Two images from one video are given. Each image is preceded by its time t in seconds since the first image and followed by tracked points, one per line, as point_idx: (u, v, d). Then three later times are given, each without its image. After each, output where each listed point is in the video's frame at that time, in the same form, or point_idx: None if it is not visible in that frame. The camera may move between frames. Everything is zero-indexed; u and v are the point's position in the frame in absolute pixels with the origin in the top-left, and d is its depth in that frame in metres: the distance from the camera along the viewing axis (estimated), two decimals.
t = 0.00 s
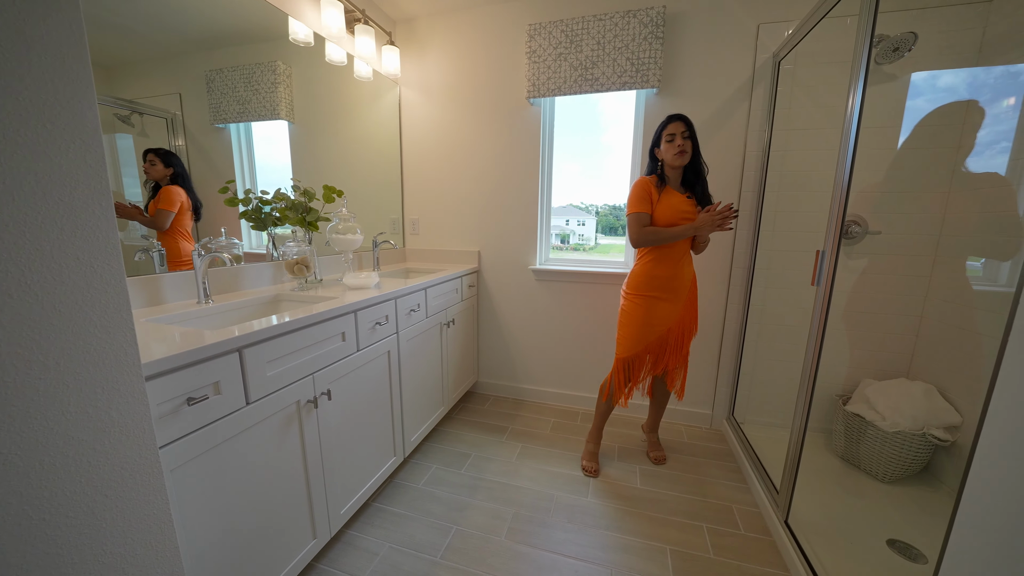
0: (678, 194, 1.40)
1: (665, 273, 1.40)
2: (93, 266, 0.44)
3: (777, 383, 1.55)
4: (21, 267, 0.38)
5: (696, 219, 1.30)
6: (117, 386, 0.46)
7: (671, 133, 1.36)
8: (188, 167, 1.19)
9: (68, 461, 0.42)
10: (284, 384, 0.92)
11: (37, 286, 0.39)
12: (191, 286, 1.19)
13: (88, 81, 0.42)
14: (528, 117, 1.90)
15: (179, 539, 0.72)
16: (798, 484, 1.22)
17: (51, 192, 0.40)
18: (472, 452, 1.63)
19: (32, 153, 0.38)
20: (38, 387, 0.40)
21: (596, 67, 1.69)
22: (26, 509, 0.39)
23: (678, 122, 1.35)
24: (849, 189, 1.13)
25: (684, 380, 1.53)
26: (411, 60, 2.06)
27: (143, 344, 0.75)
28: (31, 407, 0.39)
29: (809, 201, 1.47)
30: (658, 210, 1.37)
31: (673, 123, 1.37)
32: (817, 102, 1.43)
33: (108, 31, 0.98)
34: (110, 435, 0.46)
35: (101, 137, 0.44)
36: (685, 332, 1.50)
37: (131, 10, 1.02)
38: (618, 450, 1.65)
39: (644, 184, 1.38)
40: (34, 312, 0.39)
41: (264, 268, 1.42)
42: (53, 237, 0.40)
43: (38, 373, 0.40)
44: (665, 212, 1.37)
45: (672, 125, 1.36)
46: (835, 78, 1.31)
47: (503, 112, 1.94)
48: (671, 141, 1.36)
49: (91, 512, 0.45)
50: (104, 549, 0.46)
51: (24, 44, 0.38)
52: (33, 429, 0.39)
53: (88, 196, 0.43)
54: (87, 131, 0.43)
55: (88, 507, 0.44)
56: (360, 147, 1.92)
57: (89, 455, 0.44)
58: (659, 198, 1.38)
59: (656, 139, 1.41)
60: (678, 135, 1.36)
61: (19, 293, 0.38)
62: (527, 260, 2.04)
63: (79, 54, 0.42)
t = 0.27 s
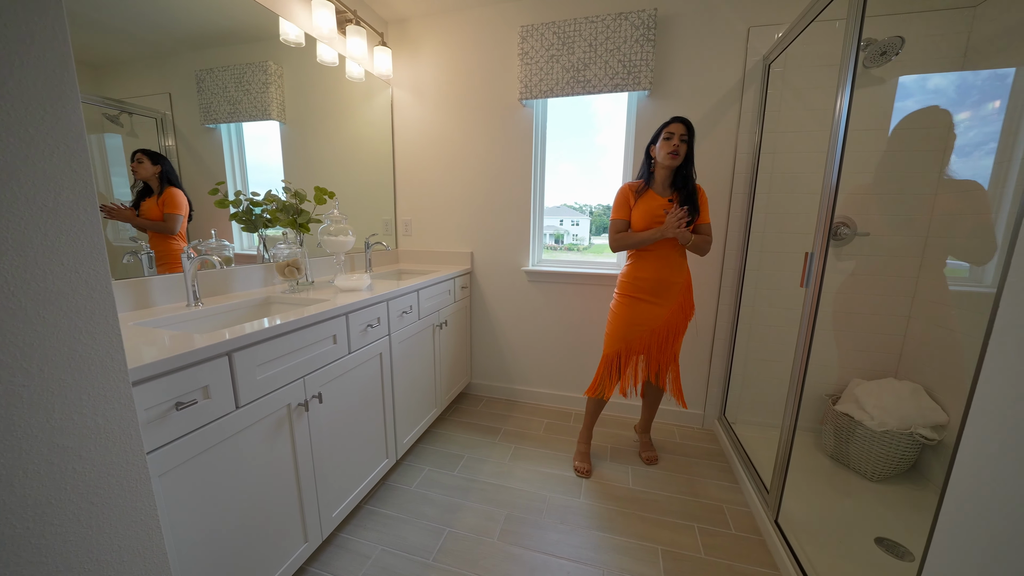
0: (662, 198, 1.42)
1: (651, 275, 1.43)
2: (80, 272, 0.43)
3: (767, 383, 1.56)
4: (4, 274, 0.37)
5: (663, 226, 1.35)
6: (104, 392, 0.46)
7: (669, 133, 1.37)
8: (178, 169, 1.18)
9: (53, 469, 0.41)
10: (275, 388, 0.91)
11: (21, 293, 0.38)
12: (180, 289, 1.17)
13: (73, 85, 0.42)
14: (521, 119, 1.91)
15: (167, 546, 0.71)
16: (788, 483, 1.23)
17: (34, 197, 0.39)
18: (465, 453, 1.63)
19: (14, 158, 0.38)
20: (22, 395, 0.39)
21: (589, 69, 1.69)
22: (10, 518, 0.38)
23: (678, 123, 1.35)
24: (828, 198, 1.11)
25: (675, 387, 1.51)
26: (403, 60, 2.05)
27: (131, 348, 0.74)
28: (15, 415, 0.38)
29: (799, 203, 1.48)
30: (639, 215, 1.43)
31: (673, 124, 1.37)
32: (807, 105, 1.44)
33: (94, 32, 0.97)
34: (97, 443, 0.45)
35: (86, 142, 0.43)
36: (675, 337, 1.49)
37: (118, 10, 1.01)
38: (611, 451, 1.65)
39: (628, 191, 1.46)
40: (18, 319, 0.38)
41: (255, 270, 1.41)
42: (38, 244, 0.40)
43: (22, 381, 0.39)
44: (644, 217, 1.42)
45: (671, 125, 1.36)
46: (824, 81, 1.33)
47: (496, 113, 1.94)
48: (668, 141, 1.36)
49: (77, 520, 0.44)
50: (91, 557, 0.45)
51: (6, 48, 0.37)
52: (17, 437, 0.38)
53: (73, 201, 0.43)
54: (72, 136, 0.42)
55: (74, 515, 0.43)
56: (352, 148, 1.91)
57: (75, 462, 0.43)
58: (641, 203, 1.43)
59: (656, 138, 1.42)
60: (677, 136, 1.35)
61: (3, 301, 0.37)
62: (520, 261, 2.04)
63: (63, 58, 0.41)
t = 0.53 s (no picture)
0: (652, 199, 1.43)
1: (642, 275, 1.44)
2: (65, 276, 0.42)
3: (760, 382, 1.57)
4: None
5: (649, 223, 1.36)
6: (90, 397, 0.45)
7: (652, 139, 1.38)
8: (170, 169, 1.17)
9: (37, 475, 0.41)
10: (267, 390, 0.90)
11: (5, 297, 0.38)
12: (171, 291, 1.16)
13: (56, 87, 0.41)
14: (515, 119, 1.91)
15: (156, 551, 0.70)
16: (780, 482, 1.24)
17: (17, 200, 0.39)
18: (460, 454, 1.63)
19: None
20: (6, 400, 0.38)
21: (582, 70, 1.70)
22: None
23: (659, 128, 1.37)
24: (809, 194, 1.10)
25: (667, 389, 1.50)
26: (397, 60, 2.04)
27: (119, 352, 0.73)
28: None
29: (791, 204, 1.50)
30: (630, 216, 1.45)
31: (656, 129, 1.39)
32: (798, 107, 1.45)
33: (82, 31, 0.95)
34: (82, 448, 0.45)
35: (70, 144, 0.43)
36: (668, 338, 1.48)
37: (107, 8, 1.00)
38: (605, 451, 1.66)
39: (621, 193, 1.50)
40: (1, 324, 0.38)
41: (247, 271, 1.39)
42: (22, 247, 0.39)
43: (7, 386, 0.38)
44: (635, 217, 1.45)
45: (653, 131, 1.38)
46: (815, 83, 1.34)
47: (490, 114, 1.93)
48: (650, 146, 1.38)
49: (63, 527, 0.43)
50: (77, 564, 0.44)
51: None
52: None
53: (58, 204, 0.42)
54: (55, 138, 0.41)
55: (59, 521, 0.43)
56: (345, 148, 1.90)
57: (60, 468, 0.43)
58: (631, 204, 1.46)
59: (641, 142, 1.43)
60: (659, 140, 1.36)
61: None
62: (515, 262, 2.04)
63: (45, 59, 0.40)
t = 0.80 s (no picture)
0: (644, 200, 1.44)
1: (634, 276, 1.44)
2: (51, 278, 0.42)
3: (752, 381, 1.58)
4: None
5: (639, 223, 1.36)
6: (75, 399, 0.44)
7: (648, 141, 1.38)
8: (163, 170, 1.16)
9: (20, 479, 0.40)
10: (258, 392, 0.89)
11: None
12: (161, 292, 1.15)
13: (39, 87, 0.41)
14: (509, 120, 1.91)
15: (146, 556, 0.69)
16: (772, 480, 1.25)
17: None
18: (455, 455, 1.62)
19: None
20: None
21: (576, 70, 1.70)
22: None
23: (654, 130, 1.37)
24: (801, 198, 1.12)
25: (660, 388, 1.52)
26: (390, 60, 2.03)
27: (106, 354, 0.71)
28: None
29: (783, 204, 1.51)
30: (622, 216, 1.46)
31: (651, 131, 1.38)
32: (790, 108, 1.47)
33: (70, 30, 0.94)
34: (68, 452, 0.44)
35: (54, 145, 0.42)
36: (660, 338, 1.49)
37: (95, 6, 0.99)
38: (599, 451, 1.66)
39: (613, 193, 1.50)
40: None
41: (239, 272, 1.38)
42: (6, 248, 0.38)
43: None
44: (627, 217, 1.45)
45: (649, 133, 1.38)
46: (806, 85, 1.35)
47: (485, 114, 1.93)
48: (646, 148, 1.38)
49: (47, 531, 0.42)
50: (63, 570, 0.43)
51: None
52: None
53: (42, 205, 0.41)
54: (39, 139, 0.41)
55: (44, 526, 0.42)
56: (338, 148, 1.89)
57: (44, 471, 0.42)
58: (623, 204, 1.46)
59: (634, 143, 1.43)
60: (654, 143, 1.37)
61: None
62: (509, 262, 2.04)
63: (28, 58, 0.40)
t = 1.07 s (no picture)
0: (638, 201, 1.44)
1: (623, 277, 1.45)
2: (31, 278, 0.41)
3: (745, 380, 1.60)
4: None
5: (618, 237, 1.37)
6: (57, 402, 0.43)
7: (649, 141, 1.37)
8: (149, 167, 1.13)
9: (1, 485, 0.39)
10: (249, 394, 0.88)
11: None
12: (149, 293, 1.13)
13: (18, 83, 0.40)
14: (502, 119, 1.90)
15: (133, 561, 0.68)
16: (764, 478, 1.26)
17: None
18: (449, 455, 1.62)
19: None
20: None
21: (570, 70, 1.70)
22: None
23: (656, 131, 1.36)
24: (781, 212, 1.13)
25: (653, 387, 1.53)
26: (383, 59, 2.02)
27: (92, 356, 0.70)
28: None
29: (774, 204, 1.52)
30: (610, 218, 1.47)
31: (652, 132, 1.37)
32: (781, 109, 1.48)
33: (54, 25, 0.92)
34: (51, 455, 0.43)
35: (34, 143, 0.41)
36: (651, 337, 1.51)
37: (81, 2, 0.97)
38: (594, 450, 1.66)
39: (602, 194, 1.50)
40: None
41: (229, 272, 1.36)
42: None
43: None
44: (615, 220, 1.46)
45: (651, 133, 1.36)
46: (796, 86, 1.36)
47: (478, 114, 1.93)
48: (647, 149, 1.37)
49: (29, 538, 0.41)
50: None
51: None
52: None
53: (22, 203, 0.40)
54: (19, 136, 0.40)
55: (26, 532, 0.41)
56: (331, 147, 1.87)
57: (25, 476, 0.41)
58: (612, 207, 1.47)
59: (632, 143, 1.41)
60: (655, 144, 1.36)
61: None
62: (504, 262, 2.04)
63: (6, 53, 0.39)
